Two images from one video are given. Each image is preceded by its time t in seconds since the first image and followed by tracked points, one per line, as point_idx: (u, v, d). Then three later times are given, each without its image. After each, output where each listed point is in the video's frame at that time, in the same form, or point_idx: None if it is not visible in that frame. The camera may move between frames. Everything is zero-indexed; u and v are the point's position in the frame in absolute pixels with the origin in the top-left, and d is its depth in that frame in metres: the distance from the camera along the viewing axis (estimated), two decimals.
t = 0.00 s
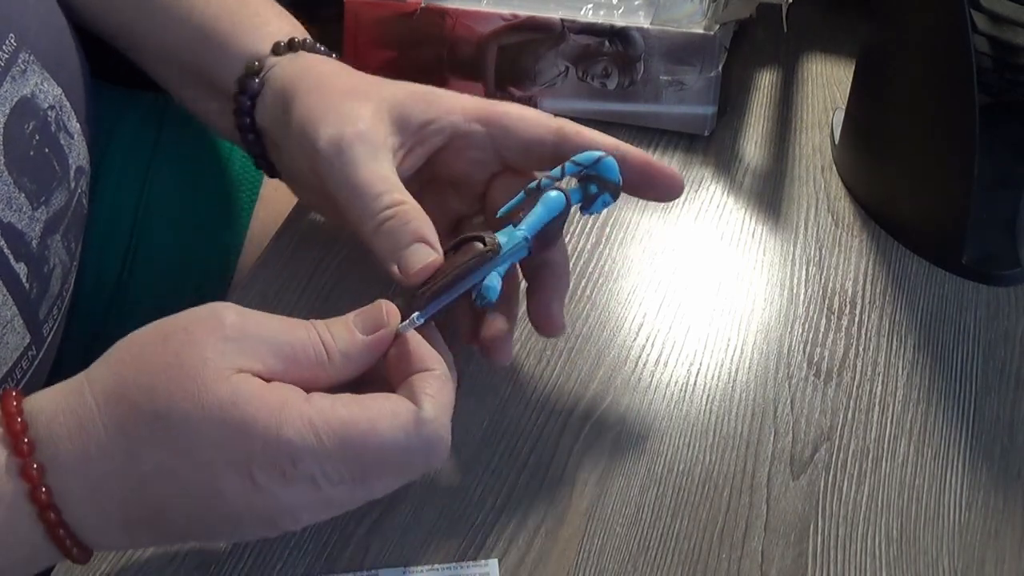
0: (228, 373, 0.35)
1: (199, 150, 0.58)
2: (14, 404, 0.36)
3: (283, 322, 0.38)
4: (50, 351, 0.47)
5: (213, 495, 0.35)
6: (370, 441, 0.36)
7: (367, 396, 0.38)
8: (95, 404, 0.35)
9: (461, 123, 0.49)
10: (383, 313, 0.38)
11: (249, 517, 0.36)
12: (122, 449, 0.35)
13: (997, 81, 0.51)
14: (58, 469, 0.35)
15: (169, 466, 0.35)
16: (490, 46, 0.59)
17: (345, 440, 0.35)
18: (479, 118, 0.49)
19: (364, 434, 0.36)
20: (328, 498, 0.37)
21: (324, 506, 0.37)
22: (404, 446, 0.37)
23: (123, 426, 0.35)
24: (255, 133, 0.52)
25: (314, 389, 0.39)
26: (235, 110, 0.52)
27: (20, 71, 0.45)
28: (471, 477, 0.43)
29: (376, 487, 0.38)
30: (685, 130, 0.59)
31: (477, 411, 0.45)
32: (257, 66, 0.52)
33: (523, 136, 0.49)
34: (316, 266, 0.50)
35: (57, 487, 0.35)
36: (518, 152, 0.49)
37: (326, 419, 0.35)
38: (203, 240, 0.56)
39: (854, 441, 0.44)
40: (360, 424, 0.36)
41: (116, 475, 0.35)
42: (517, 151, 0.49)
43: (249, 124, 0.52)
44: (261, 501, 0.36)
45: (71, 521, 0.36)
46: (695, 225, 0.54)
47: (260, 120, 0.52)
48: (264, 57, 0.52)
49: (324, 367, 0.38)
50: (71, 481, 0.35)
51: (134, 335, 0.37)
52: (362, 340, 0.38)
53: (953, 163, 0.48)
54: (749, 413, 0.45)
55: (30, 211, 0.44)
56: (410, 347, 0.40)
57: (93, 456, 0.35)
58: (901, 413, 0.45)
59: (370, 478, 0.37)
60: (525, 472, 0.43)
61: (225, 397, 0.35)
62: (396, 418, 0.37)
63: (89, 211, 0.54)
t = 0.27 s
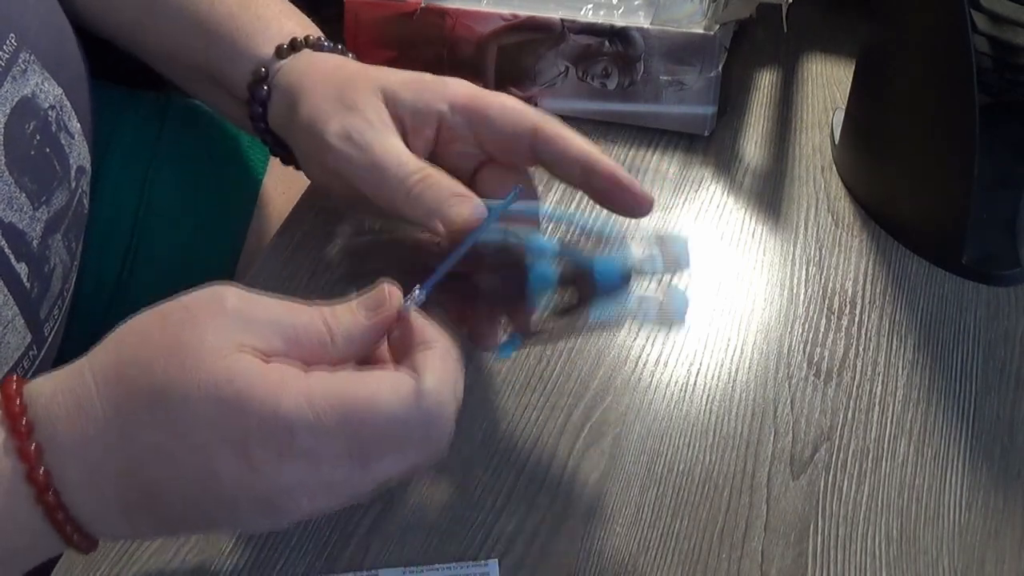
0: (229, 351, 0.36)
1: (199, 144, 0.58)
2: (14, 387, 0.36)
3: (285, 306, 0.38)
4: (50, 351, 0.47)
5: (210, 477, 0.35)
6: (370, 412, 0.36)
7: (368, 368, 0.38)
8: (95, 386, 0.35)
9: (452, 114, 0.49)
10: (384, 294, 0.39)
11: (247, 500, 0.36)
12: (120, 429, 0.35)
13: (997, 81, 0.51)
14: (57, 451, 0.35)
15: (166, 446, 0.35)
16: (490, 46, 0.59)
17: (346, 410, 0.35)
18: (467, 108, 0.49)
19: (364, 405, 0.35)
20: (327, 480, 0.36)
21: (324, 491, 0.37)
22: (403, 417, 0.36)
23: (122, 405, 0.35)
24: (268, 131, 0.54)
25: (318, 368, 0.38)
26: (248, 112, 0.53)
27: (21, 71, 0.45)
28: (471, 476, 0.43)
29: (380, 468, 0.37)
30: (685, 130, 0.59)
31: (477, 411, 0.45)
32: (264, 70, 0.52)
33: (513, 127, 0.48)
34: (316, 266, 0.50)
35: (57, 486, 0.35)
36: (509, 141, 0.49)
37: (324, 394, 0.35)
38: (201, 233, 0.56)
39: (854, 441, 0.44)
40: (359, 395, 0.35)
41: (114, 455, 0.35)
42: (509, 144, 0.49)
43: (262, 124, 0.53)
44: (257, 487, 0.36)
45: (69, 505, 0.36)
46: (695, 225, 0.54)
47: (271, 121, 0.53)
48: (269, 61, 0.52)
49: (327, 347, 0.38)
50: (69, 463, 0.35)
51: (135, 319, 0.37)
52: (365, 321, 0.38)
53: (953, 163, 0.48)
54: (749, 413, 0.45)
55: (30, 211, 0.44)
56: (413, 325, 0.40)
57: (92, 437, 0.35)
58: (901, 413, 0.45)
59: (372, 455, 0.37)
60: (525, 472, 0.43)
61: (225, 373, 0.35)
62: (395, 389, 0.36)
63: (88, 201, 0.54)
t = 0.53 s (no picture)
0: (248, 341, 0.35)
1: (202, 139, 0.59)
2: (37, 371, 0.36)
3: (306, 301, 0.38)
4: (50, 350, 0.47)
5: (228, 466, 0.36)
6: (383, 412, 0.35)
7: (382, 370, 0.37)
8: (118, 368, 0.35)
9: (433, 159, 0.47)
10: (401, 295, 0.39)
11: (261, 487, 0.36)
12: (143, 413, 0.35)
13: (997, 81, 0.51)
14: (81, 433, 0.35)
15: (185, 433, 0.35)
16: (490, 46, 0.59)
17: (361, 415, 0.35)
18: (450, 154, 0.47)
19: (378, 405, 0.35)
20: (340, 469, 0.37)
21: (336, 482, 0.37)
22: (417, 417, 0.36)
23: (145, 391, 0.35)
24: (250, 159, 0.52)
25: (335, 366, 0.39)
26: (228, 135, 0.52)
27: (20, 70, 0.45)
28: (471, 476, 0.43)
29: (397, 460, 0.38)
30: (685, 130, 0.59)
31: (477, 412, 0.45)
32: (249, 92, 0.51)
33: (484, 176, 0.46)
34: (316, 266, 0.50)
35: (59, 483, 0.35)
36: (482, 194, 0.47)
37: (339, 387, 0.35)
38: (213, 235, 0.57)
39: (854, 441, 0.44)
40: (374, 393, 0.35)
41: (136, 438, 0.35)
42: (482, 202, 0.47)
43: (243, 151, 0.52)
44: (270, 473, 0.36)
45: (90, 486, 0.36)
46: (695, 225, 0.54)
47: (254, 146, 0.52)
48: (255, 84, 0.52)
49: (343, 343, 0.38)
50: (91, 444, 0.35)
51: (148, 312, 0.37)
52: (383, 319, 0.38)
53: (953, 162, 0.48)
54: (749, 413, 0.45)
55: (30, 210, 0.45)
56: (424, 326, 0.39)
57: (114, 420, 0.35)
58: (901, 413, 0.45)
59: (384, 450, 0.37)
60: (525, 472, 0.43)
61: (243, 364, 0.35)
62: (406, 385, 0.36)
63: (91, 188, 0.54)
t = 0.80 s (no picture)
0: (235, 323, 0.34)
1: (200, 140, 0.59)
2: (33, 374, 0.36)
3: (297, 300, 0.37)
4: (50, 349, 0.47)
5: (211, 454, 0.33)
6: (368, 384, 0.33)
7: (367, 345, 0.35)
8: (106, 356, 0.35)
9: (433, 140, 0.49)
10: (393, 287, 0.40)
11: (251, 482, 0.34)
12: (128, 399, 0.34)
13: (997, 81, 0.51)
14: (68, 424, 0.34)
15: (168, 418, 0.33)
16: (490, 46, 0.59)
17: (346, 384, 0.33)
18: (448, 136, 0.49)
19: (363, 373, 0.33)
20: (331, 454, 0.35)
21: (330, 467, 0.35)
22: (406, 391, 0.34)
23: (130, 374, 0.34)
24: (242, 152, 0.51)
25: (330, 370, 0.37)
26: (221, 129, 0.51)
27: (20, 70, 0.45)
28: (471, 476, 0.43)
29: (392, 444, 0.36)
30: (685, 130, 0.59)
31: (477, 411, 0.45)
32: (248, 84, 0.51)
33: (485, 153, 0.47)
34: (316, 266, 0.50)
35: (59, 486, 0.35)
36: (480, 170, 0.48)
37: (323, 361, 0.33)
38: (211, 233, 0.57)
39: (854, 441, 0.44)
40: (358, 362, 0.33)
41: (121, 427, 0.34)
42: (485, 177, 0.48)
43: (235, 142, 0.51)
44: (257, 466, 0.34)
45: (76, 484, 0.34)
46: (695, 225, 0.54)
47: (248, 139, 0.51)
48: (254, 77, 0.52)
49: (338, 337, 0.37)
50: (77, 434, 0.34)
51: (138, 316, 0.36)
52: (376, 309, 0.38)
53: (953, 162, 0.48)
54: (749, 413, 0.45)
55: (30, 209, 0.44)
56: (420, 315, 0.37)
57: (99, 408, 0.34)
58: (901, 413, 0.45)
59: (375, 431, 0.35)
60: (525, 471, 0.43)
61: (226, 342, 0.33)
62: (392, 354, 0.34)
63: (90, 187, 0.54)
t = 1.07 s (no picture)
0: (227, 320, 0.35)
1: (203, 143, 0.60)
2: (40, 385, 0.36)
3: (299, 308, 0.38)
4: (51, 350, 0.47)
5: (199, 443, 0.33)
6: (347, 358, 0.32)
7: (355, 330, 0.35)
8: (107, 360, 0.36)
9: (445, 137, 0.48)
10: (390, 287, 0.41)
11: (242, 475, 0.33)
12: (125, 396, 0.34)
13: (996, 81, 0.50)
14: (69, 422, 0.35)
15: (161, 412, 0.33)
16: (490, 45, 0.59)
17: (324, 361, 0.32)
18: (463, 134, 0.48)
19: (339, 347, 0.33)
20: (317, 440, 0.33)
21: (319, 456, 0.34)
22: (387, 363, 0.32)
23: (126, 371, 0.34)
24: (235, 143, 0.52)
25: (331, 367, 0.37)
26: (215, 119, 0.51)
27: (20, 71, 0.45)
28: (471, 476, 0.43)
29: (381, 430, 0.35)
30: (685, 130, 0.59)
31: (477, 412, 0.45)
32: (242, 74, 0.51)
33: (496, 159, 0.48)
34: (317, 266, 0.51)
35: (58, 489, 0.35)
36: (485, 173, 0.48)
37: (304, 344, 0.33)
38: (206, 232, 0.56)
39: (854, 441, 0.44)
40: (335, 341, 0.33)
41: (117, 424, 0.34)
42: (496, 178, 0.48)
43: (228, 133, 0.51)
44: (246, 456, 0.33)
45: (75, 484, 0.34)
46: (695, 225, 0.54)
47: (241, 130, 0.51)
48: (249, 67, 0.52)
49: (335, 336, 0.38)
50: (76, 431, 0.34)
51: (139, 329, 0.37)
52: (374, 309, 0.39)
53: (953, 162, 0.48)
54: (749, 412, 0.45)
55: (30, 210, 0.45)
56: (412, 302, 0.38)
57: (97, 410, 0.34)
58: (901, 413, 0.45)
59: (360, 413, 0.34)
60: (525, 471, 0.43)
61: (216, 335, 0.34)
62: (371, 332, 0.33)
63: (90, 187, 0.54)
